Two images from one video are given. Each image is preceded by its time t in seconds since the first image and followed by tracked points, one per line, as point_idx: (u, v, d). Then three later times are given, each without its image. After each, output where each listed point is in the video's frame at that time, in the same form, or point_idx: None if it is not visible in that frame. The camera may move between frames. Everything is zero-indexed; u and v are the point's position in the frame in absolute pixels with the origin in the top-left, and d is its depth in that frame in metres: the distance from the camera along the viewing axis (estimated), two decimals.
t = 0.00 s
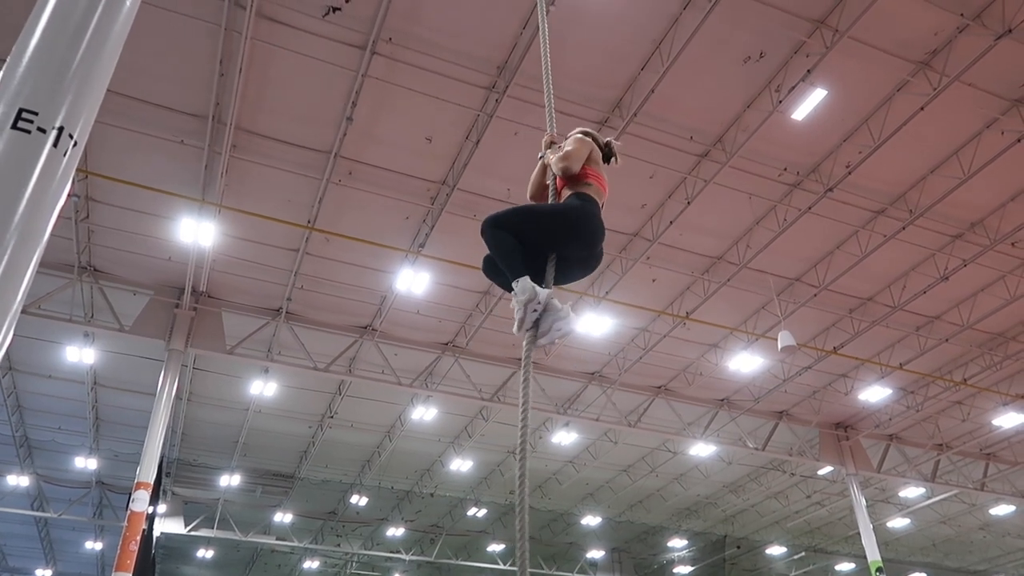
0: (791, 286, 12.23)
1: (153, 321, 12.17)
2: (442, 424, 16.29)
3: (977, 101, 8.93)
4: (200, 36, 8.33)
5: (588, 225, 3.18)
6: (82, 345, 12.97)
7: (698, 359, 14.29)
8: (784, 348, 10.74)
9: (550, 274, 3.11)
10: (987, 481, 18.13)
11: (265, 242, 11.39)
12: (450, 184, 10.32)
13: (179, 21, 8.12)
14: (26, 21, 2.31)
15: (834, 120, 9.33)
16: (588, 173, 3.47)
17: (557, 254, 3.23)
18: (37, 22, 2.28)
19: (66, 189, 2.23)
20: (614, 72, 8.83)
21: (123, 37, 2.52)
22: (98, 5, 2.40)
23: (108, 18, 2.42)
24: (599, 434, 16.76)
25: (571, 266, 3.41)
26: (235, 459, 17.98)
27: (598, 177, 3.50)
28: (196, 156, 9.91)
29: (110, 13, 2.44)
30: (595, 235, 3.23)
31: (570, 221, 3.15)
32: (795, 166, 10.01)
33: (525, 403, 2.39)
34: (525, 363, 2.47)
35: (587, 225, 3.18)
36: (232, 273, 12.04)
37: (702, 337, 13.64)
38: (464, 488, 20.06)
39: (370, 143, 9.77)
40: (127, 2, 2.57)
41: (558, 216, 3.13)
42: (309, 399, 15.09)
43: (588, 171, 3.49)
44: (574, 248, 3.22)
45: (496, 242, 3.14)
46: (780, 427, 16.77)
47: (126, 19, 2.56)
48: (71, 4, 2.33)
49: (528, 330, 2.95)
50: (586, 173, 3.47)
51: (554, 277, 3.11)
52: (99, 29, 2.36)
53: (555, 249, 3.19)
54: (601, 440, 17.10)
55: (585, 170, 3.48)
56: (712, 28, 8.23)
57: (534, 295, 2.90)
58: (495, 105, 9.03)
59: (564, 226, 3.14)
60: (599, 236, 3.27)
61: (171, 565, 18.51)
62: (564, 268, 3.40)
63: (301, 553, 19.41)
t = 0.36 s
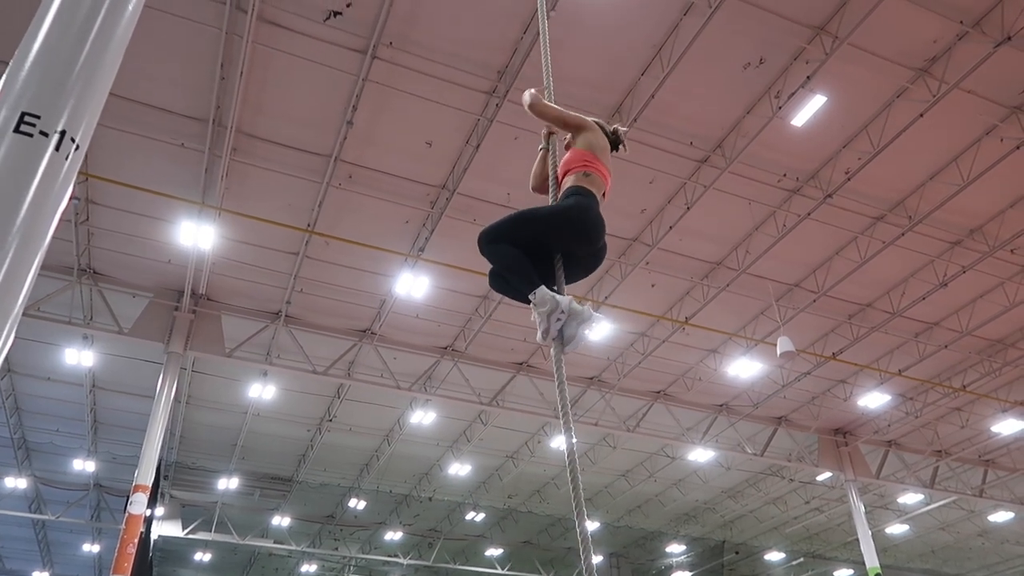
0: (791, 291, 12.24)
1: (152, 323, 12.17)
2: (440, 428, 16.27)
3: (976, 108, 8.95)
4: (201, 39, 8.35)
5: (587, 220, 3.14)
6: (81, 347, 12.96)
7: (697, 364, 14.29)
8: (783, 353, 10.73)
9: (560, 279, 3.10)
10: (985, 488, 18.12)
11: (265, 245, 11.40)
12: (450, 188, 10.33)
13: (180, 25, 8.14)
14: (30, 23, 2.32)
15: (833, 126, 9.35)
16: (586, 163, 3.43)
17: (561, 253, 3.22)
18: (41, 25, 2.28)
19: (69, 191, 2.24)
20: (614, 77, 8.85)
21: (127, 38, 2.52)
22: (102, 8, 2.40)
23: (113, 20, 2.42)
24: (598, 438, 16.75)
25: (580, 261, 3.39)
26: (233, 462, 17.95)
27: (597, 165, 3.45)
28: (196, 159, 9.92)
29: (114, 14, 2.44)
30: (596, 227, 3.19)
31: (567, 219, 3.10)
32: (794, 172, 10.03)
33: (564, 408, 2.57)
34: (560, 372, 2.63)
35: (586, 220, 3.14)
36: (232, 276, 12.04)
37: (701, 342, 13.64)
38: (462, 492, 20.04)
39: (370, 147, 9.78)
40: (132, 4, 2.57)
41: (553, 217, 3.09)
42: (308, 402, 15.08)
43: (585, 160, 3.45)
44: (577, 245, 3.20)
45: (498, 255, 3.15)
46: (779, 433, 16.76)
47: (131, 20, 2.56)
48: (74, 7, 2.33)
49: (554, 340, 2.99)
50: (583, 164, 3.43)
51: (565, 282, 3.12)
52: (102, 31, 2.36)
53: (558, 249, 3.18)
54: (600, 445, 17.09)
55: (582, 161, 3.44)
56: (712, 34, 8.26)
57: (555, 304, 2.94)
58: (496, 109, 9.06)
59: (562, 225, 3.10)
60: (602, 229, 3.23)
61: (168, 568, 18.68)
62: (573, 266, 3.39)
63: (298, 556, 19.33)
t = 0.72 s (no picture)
0: (790, 304, 12.24)
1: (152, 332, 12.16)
2: (439, 439, 16.24)
3: (975, 122, 8.99)
4: (204, 50, 8.39)
5: (582, 232, 3.13)
6: (80, 356, 12.93)
7: (696, 376, 14.28)
8: (782, 366, 10.73)
9: (557, 290, 3.10)
10: (985, 502, 18.07)
11: (265, 255, 11.41)
12: (450, 199, 10.35)
13: (184, 35, 8.19)
14: (36, 31, 2.30)
15: (833, 140, 9.39)
16: (579, 168, 3.41)
17: (558, 265, 3.22)
18: (48, 33, 2.27)
19: (71, 202, 2.22)
20: (615, 90, 8.89)
21: (133, 48, 2.51)
22: (108, 18, 2.39)
23: (119, 32, 2.41)
24: (597, 450, 16.71)
25: (579, 271, 3.39)
26: (231, 471, 17.66)
27: (591, 167, 3.42)
28: (197, 169, 9.94)
29: (121, 25, 2.43)
30: (592, 237, 3.18)
31: (562, 232, 3.10)
32: (794, 185, 10.06)
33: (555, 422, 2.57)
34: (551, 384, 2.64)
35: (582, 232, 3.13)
36: (232, 285, 12.05)
37: (700, 354, 13.63)
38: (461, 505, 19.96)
39: (371, 158, 9.81)
40: (138, 15, 2.56)
41: (547, 230, 3.09)
42: (306, 413, 15.07)
43: (579, 165, 3.43)
44: (575, 256, 3.20)
45: (493, 269, 3.18)
46: (778, 446, 16.73)
47: (136, 31, 2.55)
48: (81, 16, 2.32)
49: (549, 352, 2.99)
50: (576, 170, 3.42)
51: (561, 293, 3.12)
52: (108, 42, 2.36)
53: (555, 262, 3.18)
54: (599, 456, 17.05)
55: (576, 166, 3.42)
56: (712, 48, 8.30)
57: (549, 316, 2.94)
58: (496, 121, 9.09)
59: (559, 237, 3.11)
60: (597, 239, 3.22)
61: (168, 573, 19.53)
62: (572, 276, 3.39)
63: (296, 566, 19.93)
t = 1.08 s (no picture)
0: (791, 314, 12.25)
1: (153, 342, 12.17)
2: (440, 449, 16.22)
3: (976, 133, 9.01)
4: (207, 61, 8.43)
5: (576, 253, 3.08)
6: (81, 365, 12.93)
7: (697, 386, 14.26)
8: (784, 376, 10.71)
9: (554, 313, 3.07)
10: (988, 513, 18.01)
11: (266, 265, 11.43)
12: (452, 209, 10.38)
13: (187, 46, 8.24)
14: (40, 44, 2.31)
15: (833, 150, 9.41)
16: (565, 183, 3.31)
17: (552, 285, 3.17)
18: (51, 46, 2.28)
19: (75, 214, 2.22)
20: (616, 100, 8.93)
21: (136, 60, 2.51)
22: (111, 31, 2.40)
23: (123, 44, 2.41)
24: (598, 460, 16.68)
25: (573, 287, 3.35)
26: (232, 480, 17.56)
27: (578, 180, 3.32)
28: (199, 179, 9.97)
29: (123, 38, 2.44)
30: (585, 257, 3.13)
31: (555, 255, 3.04)
32: (795, 195, 10.09)
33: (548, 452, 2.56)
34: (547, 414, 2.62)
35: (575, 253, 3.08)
36: (233, 295, 12.06)
37: (702, 364, 13.62)
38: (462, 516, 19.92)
39: (373, 168, 9.84)
40: (142, 27, 2.57)
41: (539, 252, 3.03)
42: (307, 423, 15.06)
43: (565, 180, 3.33)
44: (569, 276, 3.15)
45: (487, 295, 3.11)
46: (780, 456, 16.69)
47: (140, 43, 2.56)
48: (85, 29, 2.33)
49: (548, 374, 2.98)
50: (562, 185, 3.32)
51: (557, 314, 3.08)
52: (112, 54, 2.36)
53: (550, 283, 3.13)
54: (600, 467, 17.02)
55: (563, 182, 3.32)
56: (713, 59, 8.34)
57: (546, 341, 2.90)
58: (498, 131, 9.13)
59: (555, 259, 3.05)
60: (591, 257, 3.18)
61: None
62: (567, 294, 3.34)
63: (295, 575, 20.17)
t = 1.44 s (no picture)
0: (792, 324, 12.24)
1: (155, 353, 12.17)
2: (442, 460, 16.18)
3: (976, 144, 9.03)
4: (210, 73, 8.48)
5: (564, 280, 3.12)
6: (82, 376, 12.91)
7: (699, 397, 14.23)
8: (786, 387, 10.69)
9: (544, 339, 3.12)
10: (992, 524, 17.91)
11: (268, 276, 11.45)
12: (453, 220, 10.40)
13: (190, 58, 8.30)
14: (47, 57, 2.33)
15: (834, 161, 9.43)
16: (549, 217, 3.37)
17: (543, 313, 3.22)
18: (57, 59, 2.29)
19: (80, 225, 2.23)
20: (616, 112, 8.96)
21: (142, 71, 2.51)
22: (117, 42, 2.40)
23: (129, 57, 2.42)
24: (600, 471, 16.63)
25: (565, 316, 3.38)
26: (232, 492, 17.60)
27: (563, 213, 3.36)
28: (201, 190, 10.01)
29: (130, 49, 2.44)
30: (576, 285, 3.18)
31: (544, 283, 3.09)
32: (795, 206, 10.10)
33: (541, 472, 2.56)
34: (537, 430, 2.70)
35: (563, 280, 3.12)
36: (235, 306, 12.08)
37: (704, 375, 13.60)
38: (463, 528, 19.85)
39: (375, 180, 9.87)
40: (149, 39, 2.57)
41: (529, 280, 3.09)
42: (309, 434, 15.04)
43: (550, 215, 3.39)
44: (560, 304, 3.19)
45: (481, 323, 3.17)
46: (782, 467, 16.63)
47: (146, 55, 2.55)
48: (91, 41, 2.34)
49: (539, 398, 3.00)
50: (548, 221, 3.38)
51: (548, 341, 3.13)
52: (117, 66, 2.36)
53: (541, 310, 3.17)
54: (602, 478, 16.96)
55: (547, 217, 3.39)
56: (713, 70, 8.37)
57: (536, 364, 2.93)
58: (499, 142, 9.16)
59: (545, 286, 3.10)
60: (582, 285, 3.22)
61: None
62: (560, 323, 3.37)
63: None
